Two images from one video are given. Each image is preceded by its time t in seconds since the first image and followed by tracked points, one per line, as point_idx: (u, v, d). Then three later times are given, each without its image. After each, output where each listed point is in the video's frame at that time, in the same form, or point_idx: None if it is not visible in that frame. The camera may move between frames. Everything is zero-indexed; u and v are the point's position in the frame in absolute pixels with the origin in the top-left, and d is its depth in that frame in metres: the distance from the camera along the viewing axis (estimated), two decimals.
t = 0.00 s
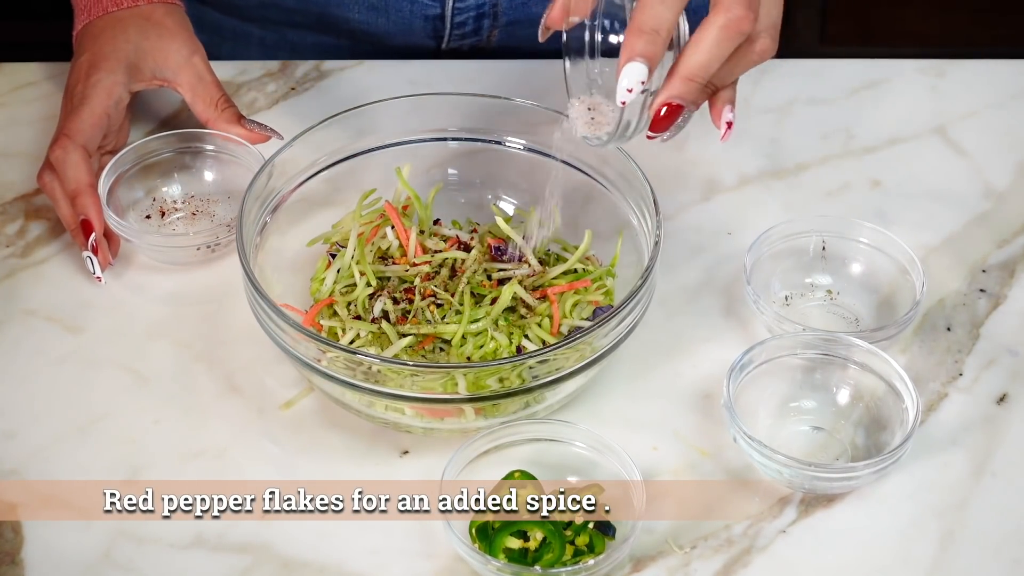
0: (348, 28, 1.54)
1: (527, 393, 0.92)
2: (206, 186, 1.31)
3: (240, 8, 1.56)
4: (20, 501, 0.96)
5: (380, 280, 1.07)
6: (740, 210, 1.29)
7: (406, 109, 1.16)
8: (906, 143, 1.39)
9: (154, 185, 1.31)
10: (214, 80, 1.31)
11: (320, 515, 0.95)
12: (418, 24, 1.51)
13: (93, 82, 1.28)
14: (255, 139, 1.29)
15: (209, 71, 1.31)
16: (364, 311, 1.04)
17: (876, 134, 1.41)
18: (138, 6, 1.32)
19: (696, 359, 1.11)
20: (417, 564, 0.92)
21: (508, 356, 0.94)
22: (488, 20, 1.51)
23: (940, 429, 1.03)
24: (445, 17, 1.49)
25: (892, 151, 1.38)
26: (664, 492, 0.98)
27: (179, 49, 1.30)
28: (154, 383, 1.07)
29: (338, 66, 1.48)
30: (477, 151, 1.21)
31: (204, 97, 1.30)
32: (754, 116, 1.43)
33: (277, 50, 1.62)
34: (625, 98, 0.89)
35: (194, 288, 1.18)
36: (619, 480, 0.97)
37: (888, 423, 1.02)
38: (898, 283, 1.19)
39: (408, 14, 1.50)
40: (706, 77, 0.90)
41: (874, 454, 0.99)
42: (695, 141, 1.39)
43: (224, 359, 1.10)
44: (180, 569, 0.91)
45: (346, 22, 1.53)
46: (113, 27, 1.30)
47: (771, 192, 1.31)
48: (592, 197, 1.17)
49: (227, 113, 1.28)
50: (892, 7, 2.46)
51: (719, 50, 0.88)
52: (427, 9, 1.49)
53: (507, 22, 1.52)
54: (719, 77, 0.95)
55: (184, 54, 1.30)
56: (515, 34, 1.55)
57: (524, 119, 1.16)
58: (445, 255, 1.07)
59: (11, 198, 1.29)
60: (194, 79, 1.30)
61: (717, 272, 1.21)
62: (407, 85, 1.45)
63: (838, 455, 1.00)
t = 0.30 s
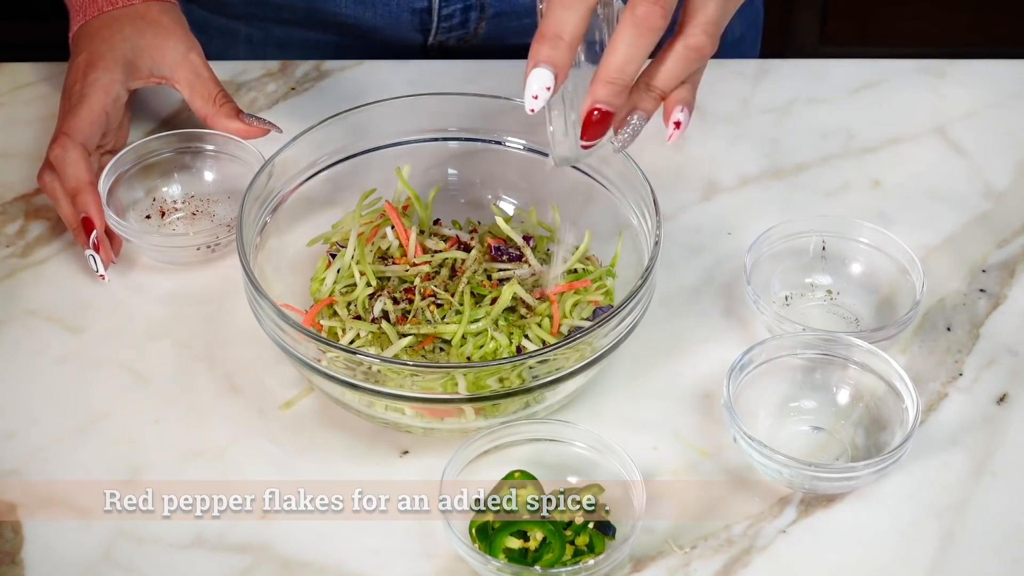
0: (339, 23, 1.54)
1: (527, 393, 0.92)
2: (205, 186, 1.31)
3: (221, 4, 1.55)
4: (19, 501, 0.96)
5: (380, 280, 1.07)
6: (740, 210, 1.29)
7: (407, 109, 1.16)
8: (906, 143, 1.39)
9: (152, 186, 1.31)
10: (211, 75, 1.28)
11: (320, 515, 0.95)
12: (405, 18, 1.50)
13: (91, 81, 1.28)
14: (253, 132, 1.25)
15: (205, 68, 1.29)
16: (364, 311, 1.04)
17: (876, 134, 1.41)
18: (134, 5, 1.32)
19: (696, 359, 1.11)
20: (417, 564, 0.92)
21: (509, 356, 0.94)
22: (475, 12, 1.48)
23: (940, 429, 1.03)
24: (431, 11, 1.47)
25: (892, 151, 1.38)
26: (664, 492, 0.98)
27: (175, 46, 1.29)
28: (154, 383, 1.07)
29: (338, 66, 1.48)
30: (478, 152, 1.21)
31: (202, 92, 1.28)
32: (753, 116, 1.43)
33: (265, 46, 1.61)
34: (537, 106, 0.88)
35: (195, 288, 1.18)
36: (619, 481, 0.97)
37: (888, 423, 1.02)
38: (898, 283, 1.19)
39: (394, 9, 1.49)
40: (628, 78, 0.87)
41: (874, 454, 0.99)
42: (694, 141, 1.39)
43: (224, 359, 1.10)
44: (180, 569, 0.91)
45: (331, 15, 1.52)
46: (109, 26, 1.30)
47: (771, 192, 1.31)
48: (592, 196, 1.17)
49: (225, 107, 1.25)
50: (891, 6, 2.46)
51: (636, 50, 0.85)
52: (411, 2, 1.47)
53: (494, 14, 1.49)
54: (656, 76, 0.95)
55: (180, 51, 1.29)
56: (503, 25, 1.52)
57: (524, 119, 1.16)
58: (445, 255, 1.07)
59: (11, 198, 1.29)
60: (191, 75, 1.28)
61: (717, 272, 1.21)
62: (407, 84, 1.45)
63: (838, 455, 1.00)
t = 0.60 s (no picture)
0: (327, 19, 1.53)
1: (527, 393, 0.92)
2: (205, 186, 1.31)
3: (212, 1, 1.56)
4: (19, 501, 0.96)
5: (380, 280, 1.07)
6: (740, 210, 1.29)
7: (408, 108, 1.16)
8: (906, 143, 1.39)
9: (151, 186, 1.31)
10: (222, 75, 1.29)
11: (320, 516, 0.95)
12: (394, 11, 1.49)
13: (100, 79, 1.28)
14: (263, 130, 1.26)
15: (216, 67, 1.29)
16: (364, 311, 1.04)
17: (876, 134, 1.41)
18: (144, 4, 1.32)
19: (696, 359, 1.11)
20: (417, 564, 0.92)
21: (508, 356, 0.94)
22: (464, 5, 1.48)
23: (940, 429, 1.03)
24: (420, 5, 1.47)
25: (892, 151, 1.38)
26: (663, 493, 0.98)
27: (186, 45, 1.30)
28: (154, 383, 1.07)
29: (338, 66, 1.48)
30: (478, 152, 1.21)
31: (213, 91, 1.28)
32: (753, 116, 1.43)
33: (256, 43, 1.61)
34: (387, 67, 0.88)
35: (195, 288, 1.18)
36: (619, 481, 0.97)
37: (888, 423, 1.02)
38: (898, 283, 1.19)
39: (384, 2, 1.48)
40: (476, 38, 0.83)
41: (874, 454, 0.99)
42: (694, 141, 1.39)
43: (225, 359, 1.10)
44: (180, 569, 0.91)
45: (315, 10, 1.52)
46: (119, 25, 1.31)
47: (771, 192, 1.31)
48: (592, 197, 1.17)
49: (237, 105, 1.26)
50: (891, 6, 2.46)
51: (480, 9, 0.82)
52: None
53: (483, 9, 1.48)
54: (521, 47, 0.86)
55: (191, 51, 1.30)
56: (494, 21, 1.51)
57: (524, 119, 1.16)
58: (445, 256, 1.07)
59: (11, 198, 1.29)
60: (202, 75, 1.29)
61: (717, 272, 1.21)
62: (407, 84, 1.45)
63: (838, 455, 1.00)
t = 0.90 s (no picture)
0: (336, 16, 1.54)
1: (527, 393, 0.92)
2: (204, 186, 1.31)
3: None
4: (19, 501, 0.96)
5: (380, 280, 1.07)
6: (740, 210, 1.29)
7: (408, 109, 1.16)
8: (906, 143, 1.39)
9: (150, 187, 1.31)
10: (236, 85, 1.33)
11: (319, 516, 0.95)
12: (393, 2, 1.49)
13: (115, 79, 1.27)
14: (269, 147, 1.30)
15: (231, 78, 1.33)
16: (364, 311, 1.04)
17: (876, 134, 1.41)
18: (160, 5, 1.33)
19: (696, 359, 1.11)
20: (417, 564, 0.92)
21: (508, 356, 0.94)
22: None
23: (941, 429, 1.03)
24: None
25: (892, 151, 1.38)
26: (663, 493, 0.98)
27: (202, 52, 1.32)
28: (154, 384, 1.07)
29: (338, 66, 1.48)
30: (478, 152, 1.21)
31: (226, 101, 1.31)
32: (753, 116, 1.43)
33: (256, 42, 1.61)
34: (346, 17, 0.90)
35: (195, 288, 1.18)
36: (619, 481, 0.97)
37: (888, 423, 1.02)
38: (898, 283, 1.19)
39: None
40: None
41: (874, 454, 0.99)
42: (694, 141, 1.39)
43: (224, 359, 1.10)
44: (179, 570, 0.91)
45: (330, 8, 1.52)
46: (134, 24, 1.31)
47: (771, 192, 1.31)
48: (591, 197, 1.17)
49: (249, 121, 1.31)
50: (891, 6, 2.46)
51: None
52: None
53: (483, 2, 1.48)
54: None
55: (207, 59, 1.32)
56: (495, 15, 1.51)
57: (524, 119, 1.16)
58: (445, 255, 1.07)
59: (11, 198, 1.29)
60: (217, 84, 1.32)
61: (717, 272, 1.21)
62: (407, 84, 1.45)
63: (838, 455, 1.00)
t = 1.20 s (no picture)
0: (349, 15, 1.54)
1: (527, 393, 0.92)
2: (204, 186, 1.31)
3: None
4: (19, 501, 0.96)
5: (380, 280, 1.07)
6: (740, 210, 1.29)
7: (408, 109, 1.16)
8: (906, 143, 1.39)
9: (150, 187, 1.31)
10: None
11: (319, 516, 0.95)
12: None
13: None
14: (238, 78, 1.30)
15: None
16: (364, 311, 1.04)
17: (876, 134, 1.41)
18: None
19: (696, 359, 1.11)
20: (417, 564, 0.92)
21: (508, 357, 0.94)
22: None
23: (941, 429, 1.03)
24: None
25: (892, 151, 1.38)
26: (663, 493, 0.98)
27: None
28: (155, 384, 1.07)
29: (338, 66, 1.48)
30: (478, 152, 1.21)
31: (200, 22, 1.33)
32: (753, 116, 1.43)
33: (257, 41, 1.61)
34: None
35: (195, 288, 1.18)
36: (619, 481, 0.97)
37: (888, 423, 1.02)
38: (898, 283, 1.19)
39: None
40: None
41: (874, 454, 0.99)
42: (694, 141, 1.39)
43: (224, 359, 1.10)
44: (179, 570, 0.91)
45: (359, 3, 1.51)
46: None
47: (771, 192, 1.31)
48: (592, 197, 1.17)
49: (222, 41, 1.32)
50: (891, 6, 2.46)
51: None
52: None
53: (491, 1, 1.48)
54: None
55: None
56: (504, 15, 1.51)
57: (524, 119, 1.16)
58: (444, 255, 1.07)
59: (11, 198, 1.29)
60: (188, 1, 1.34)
61: (717, 272, 1.21)
62: (407, 85, 1.45)
63: (838, 455, 1.00)
